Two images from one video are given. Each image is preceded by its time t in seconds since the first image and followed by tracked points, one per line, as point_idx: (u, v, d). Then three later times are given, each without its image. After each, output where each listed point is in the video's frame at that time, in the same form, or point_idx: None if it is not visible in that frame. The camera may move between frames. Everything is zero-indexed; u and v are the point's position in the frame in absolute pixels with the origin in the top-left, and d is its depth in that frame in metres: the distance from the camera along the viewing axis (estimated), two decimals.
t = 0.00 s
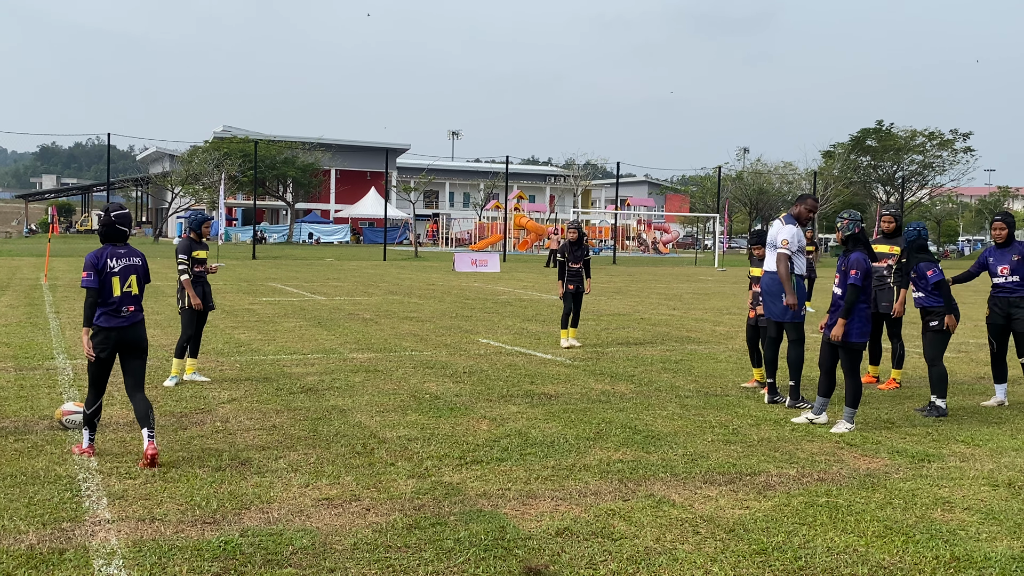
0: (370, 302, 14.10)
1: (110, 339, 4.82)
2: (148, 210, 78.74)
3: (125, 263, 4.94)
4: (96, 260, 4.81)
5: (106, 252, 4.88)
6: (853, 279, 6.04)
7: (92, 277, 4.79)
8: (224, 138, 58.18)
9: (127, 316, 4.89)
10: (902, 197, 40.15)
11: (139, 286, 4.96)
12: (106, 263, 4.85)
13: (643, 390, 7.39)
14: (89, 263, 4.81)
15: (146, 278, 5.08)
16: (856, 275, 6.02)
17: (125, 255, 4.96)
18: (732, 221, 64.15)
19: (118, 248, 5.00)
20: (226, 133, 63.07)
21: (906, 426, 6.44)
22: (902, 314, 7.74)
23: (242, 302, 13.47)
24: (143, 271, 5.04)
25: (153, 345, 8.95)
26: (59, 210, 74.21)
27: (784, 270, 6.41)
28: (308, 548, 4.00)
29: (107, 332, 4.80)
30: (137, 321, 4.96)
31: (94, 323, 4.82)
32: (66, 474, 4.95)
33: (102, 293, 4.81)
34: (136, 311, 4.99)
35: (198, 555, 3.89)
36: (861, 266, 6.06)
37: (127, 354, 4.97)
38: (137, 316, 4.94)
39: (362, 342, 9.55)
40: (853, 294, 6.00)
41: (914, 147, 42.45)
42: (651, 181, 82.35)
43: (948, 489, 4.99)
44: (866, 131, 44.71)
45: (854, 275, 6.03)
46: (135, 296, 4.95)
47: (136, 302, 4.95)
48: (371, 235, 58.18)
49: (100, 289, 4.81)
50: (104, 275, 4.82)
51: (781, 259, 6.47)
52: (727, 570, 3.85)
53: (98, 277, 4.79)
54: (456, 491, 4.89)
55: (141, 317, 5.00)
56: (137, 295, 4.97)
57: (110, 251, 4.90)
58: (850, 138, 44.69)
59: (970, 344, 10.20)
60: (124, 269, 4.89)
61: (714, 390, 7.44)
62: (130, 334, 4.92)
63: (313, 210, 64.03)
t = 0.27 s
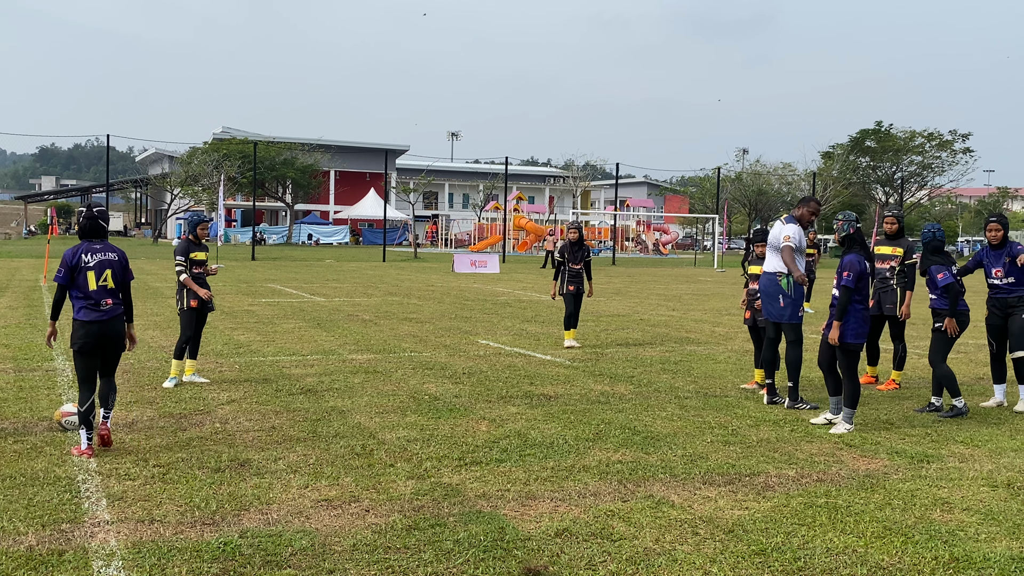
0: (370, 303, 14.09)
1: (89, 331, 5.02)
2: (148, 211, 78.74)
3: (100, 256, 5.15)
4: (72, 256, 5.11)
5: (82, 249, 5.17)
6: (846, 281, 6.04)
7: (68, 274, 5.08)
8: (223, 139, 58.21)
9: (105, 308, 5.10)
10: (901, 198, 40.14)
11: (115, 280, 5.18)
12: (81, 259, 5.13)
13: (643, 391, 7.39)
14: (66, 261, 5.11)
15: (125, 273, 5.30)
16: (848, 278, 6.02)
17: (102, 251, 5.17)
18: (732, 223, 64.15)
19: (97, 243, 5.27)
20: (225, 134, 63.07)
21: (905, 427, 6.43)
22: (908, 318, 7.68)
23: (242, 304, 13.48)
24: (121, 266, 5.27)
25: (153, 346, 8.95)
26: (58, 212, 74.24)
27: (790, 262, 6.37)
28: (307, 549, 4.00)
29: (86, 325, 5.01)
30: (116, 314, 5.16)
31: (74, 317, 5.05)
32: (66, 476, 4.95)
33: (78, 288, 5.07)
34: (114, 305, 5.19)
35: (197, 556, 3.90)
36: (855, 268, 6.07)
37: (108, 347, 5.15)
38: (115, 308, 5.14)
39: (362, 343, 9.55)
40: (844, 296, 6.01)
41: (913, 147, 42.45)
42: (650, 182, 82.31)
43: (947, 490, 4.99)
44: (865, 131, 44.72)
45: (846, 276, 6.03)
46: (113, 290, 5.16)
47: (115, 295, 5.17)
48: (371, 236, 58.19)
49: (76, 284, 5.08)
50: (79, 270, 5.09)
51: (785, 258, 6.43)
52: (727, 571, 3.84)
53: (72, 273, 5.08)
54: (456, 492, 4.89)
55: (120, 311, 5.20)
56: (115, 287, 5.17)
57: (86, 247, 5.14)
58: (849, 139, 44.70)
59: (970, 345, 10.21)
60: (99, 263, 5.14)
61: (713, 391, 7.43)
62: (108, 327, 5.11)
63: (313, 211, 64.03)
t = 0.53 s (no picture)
0: (369, 304, 14.10)
1: (75, 334, 5.13)
2: (147, 213, 78.77)
3: (89, 262, 5.32)
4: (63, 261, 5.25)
5: (75, 255, 5.32)
6: (841, 279, 6.07)
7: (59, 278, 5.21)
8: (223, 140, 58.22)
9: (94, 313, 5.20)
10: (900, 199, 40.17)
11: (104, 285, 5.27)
12: (73, 264, 5.27)
13: (643, 392, 7.39)
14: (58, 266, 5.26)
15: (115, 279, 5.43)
16: (844, 276, 6.05)
17: (93, 257, 5.35)
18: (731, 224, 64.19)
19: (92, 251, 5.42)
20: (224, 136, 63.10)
21: (904, 428, 6.44)
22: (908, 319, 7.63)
23: (241, 305, 13.48)
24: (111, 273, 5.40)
25: (152, 348, 8.95)
26: (58, 213, 74.28)
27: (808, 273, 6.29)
28: (306, 550, 4.00)
29: (74, 329, 5.13)
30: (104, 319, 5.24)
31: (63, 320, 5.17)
32: (65, 477, 4.95)
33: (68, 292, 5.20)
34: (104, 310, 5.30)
35: (197, 557, 3.90)
36: (851, 267, 6.10)
37: (96, 351, 5.26)
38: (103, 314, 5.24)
39: (361, 344, 9.55)
40: (840, 293, 6.03)
41: (912, 148, 42.49)
42: (649, 184, 82.33)
43: (946, 490, 4.99)
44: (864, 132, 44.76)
45: (842, 274, 6.07)
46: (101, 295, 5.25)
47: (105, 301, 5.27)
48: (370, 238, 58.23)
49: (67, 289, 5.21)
50: (70, 275, 5.22)
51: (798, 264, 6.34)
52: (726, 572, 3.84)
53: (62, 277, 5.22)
54: (455, 493, 4.89)
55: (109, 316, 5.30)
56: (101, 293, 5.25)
57: (78, 254, 5.32)
58: (848, 140, 44.74)
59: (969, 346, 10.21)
60: (88, 268, 5.26)
61: (713, 392, 7.44)
62: (97, 331, 5.21)
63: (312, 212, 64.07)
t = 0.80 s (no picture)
0: (369, 306, 14.11)
1: (60, 328, 5.18)
2: (147, 213, 78.80)
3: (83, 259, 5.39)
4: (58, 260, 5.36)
5: (71, 254, 5.42)
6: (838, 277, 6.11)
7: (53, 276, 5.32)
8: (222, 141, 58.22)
9: (81, 308, 5.22)
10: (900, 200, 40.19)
11: (95, 281, 5.30)
12: (67, 263, 5.37)
13: (643, 393, 7.39)
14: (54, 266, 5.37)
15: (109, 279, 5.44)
16: (840, 274, 6.09)
17: (87, 256, 5.42)
18: (731, 224, 64.24)
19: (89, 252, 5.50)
20: (224, 136, 63.11)
21: (905, 429, 6.43)
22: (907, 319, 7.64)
23: (241, 306, 13.49)
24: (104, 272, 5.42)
25: (153, 349, 8.96)
26: (58, 215, 74.33)
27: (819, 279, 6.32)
28: (307, 552, 4.00)
29: (60, 324, 5.16)
30: (90, 315, 5.25)
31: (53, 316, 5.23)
32: (66, 478, 4.95)
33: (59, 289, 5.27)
34: (92, 306, 5.29)
35: (198, 558, 3.90)
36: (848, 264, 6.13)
37: (83, 346, 5.26)
38: (91, 310, 5.26)
39: (361, 345, 9.55)
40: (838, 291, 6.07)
41: (912, 149, 42.54)
42: (649, 185, 82.44)
43: (947, 491, 4.99)
44: (864, 133, 44.79)
45: (839, 273, 6.11)
46: (90, 291, 5.27)
47: (94, 297, 5.29)
48: (369, 239, 58.24)
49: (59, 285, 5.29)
50: (62, 271, 5.30)
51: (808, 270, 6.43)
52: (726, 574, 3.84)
53: (55, 275, 5.31)
54: (456, 494, 4.89)
55: (96, 312, 5.30)
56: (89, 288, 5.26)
57: (73, 253, 5.41)
58: (848, 141, 44.79)
59: (969, 347, 10.22)
60: (80, 265, 5.33)
61: (713, 394, 7.43)
62: (82, 327, 5.22)
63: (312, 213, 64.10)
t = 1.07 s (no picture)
0: (370, 307, 14.12)
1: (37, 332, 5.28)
2: (148, 214, 78.87)
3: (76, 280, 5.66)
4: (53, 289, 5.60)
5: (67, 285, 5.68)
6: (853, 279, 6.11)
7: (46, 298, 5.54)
8: (223, 142, 58.24)
9: (58, 311, 5.34)
10: (900, 201, 40.18)
11: (78, 293, 5.47)
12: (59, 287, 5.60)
13: (644, 394, 7.39)
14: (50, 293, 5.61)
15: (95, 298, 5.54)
16: (855, 276, 6.09)
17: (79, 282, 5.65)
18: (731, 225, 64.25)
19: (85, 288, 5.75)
20: (225, 138, 63.13)
21: (905, 429, 6.43)
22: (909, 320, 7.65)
23: (242, 307, 13.50)
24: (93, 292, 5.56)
25: (154, 350, 8.97)
26: (58, 216, 74.43)
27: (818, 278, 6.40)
28: (308, 553, 4.00)
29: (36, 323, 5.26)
30: (65, 319, 5.31)
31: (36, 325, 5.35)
32: (67, 480, 4.96)
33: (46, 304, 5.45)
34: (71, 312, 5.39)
35: (199, 559, 3.90)
36: (864, 266, 6.13)
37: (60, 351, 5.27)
38: (69, 313, 5.34)
39: (362, 346, 9.56)
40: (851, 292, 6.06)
41: (912, 150, 42.50)
42: (649, 186, 82.45)
43: (947, 492, 4.99)
44: (864, 134, 44.80)
45: (854, 274, 6.11)
46: (72, 299, 5.43)
47: (74, 306, 5.41)
48: (369, 240, 58.26)
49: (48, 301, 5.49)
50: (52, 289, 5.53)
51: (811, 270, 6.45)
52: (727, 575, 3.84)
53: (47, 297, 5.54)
54: (457, 495, 4.90)
55: (75, 317, 5.37)
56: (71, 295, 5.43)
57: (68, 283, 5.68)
58: (849, 142, 45.11)
59: (970, 348, 10.21)
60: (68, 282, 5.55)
61: (713, 394, 7.43)
62: (57, 330, 5.26)
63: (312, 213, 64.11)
